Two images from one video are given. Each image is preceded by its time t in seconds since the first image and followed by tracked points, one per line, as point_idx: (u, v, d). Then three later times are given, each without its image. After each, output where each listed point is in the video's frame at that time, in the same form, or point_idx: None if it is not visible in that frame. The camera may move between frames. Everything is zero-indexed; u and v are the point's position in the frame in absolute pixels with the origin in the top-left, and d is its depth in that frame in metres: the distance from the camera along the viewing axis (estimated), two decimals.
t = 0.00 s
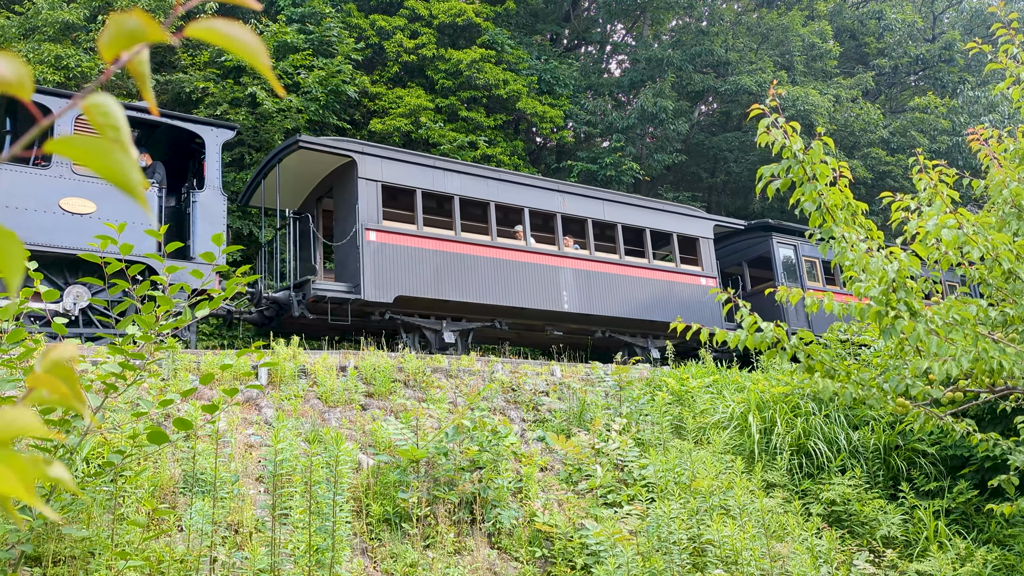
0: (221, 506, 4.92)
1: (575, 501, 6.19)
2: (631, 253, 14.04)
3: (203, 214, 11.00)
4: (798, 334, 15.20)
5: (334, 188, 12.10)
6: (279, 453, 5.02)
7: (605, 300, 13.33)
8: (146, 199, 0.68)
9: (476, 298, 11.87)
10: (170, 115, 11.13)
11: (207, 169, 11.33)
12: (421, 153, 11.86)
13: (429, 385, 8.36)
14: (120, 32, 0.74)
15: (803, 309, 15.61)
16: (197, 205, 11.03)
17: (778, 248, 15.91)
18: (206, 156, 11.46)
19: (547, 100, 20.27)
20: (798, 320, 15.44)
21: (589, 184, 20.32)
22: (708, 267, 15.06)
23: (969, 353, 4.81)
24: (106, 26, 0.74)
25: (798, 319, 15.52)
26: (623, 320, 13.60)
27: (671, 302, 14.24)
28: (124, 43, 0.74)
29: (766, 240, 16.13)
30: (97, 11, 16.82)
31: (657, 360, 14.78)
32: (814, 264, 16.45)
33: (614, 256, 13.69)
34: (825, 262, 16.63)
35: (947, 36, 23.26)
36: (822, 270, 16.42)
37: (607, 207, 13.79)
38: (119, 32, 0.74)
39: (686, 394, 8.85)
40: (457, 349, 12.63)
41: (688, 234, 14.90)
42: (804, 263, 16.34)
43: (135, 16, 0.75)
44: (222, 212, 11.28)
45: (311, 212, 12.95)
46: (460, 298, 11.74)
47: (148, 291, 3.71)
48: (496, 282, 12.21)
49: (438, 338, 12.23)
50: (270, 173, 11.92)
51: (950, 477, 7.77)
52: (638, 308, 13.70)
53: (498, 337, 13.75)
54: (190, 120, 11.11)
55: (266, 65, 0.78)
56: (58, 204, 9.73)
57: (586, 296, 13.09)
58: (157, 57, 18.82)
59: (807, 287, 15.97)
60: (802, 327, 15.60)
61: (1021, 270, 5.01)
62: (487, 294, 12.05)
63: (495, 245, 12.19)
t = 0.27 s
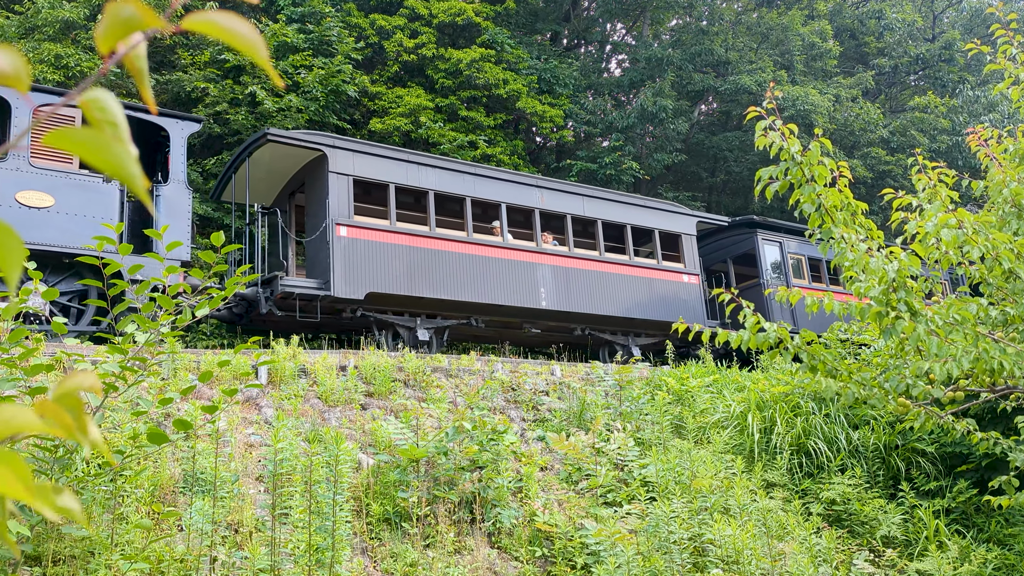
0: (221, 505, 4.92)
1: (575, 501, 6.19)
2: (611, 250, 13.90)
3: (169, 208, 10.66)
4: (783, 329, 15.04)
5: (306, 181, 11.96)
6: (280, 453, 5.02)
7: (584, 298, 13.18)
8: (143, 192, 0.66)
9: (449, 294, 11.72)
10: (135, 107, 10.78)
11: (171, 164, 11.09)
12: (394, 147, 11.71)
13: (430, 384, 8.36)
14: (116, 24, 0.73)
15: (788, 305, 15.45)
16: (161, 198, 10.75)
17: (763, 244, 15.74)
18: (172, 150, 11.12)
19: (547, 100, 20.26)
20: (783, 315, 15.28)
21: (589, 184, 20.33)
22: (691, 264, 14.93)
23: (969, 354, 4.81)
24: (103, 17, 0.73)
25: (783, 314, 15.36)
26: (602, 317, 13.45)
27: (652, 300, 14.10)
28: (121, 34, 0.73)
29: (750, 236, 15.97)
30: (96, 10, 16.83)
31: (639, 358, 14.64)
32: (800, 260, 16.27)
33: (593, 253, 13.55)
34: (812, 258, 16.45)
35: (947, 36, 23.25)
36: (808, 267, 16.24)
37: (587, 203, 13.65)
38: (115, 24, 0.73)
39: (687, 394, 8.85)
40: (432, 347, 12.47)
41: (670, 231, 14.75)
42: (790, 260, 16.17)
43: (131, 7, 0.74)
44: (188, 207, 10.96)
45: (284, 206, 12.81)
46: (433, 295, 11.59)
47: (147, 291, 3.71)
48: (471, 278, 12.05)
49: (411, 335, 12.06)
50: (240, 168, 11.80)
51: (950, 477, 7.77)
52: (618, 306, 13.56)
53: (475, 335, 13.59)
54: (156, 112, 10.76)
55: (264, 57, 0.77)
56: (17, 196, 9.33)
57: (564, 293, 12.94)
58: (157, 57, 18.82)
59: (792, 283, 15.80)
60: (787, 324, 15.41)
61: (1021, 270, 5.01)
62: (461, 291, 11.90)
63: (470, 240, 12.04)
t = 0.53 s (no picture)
0: (221, 506, 4.92)
1: (575, 501, 6.18)
2: (590, 247, 13.79)
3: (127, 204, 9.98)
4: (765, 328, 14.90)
5: (276, 176, 11.80)
6: (279, 454, 5.01)
7: (562, 295, 13.09)
8: (138, 190, 0.65)
9: (422, 292, 11.61)
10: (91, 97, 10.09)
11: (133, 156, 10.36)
12: (366, 142, 11.56)
13: (430, 384, 8.36)
14: (112, 19, 0.72)
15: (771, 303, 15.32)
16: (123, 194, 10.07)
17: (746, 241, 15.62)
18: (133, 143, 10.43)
19: (547, 100, 20.25)
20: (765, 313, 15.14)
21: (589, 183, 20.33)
22: (673, 261, 14.84)
23: (969, 355, 4.80)
24: (98, 11, 0.72)
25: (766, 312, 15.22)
26: (580, 315, 13.36)
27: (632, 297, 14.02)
28: (115, 30, 0.71)
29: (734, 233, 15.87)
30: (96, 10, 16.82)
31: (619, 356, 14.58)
32: (784, 258, 16.13)
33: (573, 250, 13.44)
34: (797, 256, 16.30)
35: (947, 36, 23.25)
36: (792, 264, 16.10)
37: (566, 199, 13.53)
38: (111, 19, 0.72)
39: (687, 393, 8.85)
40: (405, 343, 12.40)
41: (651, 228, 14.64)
42: (774, 257, 16.02)
43: (127, 1, 0.73)
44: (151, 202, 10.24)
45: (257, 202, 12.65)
46: (405, 292, 11.49)
47: (147, 292, 3.69)
48: (444, 274, 11.95)
49: (383, 332, 12.02)
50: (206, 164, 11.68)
51: (950, 477, 7.77)
52: (597, 303, 13.47)
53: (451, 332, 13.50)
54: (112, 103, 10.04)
55: (262, 52, 0.76)
56: None
57: (541, 290, 12.84)
58: (157, 56, 18.81)
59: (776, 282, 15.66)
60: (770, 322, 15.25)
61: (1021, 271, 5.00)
62: (433, 288, 11.78)
63: (444, 237, 11.93)
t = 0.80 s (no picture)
0: (221, 505, 4.92)
1: (575, 500, 6.18)
2: (569, 243, 13.58)
3: (89, 197, 9.64)
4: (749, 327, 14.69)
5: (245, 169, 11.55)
6: (279, 453, 5.01)
7: (540, 292, 12.90)
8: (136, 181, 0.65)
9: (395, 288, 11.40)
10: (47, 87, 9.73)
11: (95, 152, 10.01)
12: (338, 135, 11.31)
13: (430, 384, 8.37)
14: (111, 8, 0.71)
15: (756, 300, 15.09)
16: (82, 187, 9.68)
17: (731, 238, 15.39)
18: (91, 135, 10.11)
19: (547, 99, 20.23)
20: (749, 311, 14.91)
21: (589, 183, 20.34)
22: (654, 258, 14.66)
23: (969, 356, 4.79)
24: (96, 3, 0.72)
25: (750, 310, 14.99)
26: (559, 312, 13.18)
27: (612, 294, 13.83)
28: (114, 20, 0.71)
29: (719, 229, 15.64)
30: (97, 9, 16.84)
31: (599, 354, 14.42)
32: (769, 254, 15.89)
33: (551, 246, 13.24)
34: (783, 253, 16.08)
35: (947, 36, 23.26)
36: (777, 261, 15.88)
37: (545, 195, 13.32)
38: (110, 8, 0.72)
39: (687, 393, 8.85)
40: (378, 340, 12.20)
41: (632, 224, 14.44)
42: (760, 253, 15.79)
43: None
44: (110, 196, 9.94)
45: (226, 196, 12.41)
46: (377, 288, 11.27)
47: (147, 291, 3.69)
48: (418, 271, 11.75)
49: (355, 329, 11.82)
50: (174, 159, 11.39)
51: (950, 476, 7.78)
52: (576, 300, 13.29)
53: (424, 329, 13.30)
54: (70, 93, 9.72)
55: (262, 41, 0.76)
56: None
57: (518, 287, 12.65)
58: (157, 56, 18.80)
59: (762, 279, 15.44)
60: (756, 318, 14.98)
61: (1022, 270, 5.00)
62: (406, 285, 11.59)
63: (418, 233, 11.72)
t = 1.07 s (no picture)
0: (221, 505, 4.93)
1: (575, 500, 6.19)
2: (547, 240, 13.34)
3: (46, 190, 9.42)
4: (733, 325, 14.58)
5: (214, 164, 11.36)
6: (279, 454, 5.02)
7: (517, 290, 12.64)
8: (140, 179, 0.65)
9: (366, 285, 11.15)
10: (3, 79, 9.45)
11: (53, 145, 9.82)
12: (307, 129, 11.12)
13: (430, 384, 8.38)
14: (117, 6, 0.71)
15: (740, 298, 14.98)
16: (40, 181, 9.51)
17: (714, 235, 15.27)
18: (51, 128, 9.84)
19: (548, 100, 20.22)
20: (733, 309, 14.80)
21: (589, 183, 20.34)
22: (635, 255, 14.41)
23: (968, 358, 4.79)
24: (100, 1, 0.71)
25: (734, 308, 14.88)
26: (537, 310, 12.92)
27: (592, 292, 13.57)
28: (119, 17, 0.71)
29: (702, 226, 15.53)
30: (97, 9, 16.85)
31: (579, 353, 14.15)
32: (754, 251, 15.76)
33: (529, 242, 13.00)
34: (768, 250, 15.93)
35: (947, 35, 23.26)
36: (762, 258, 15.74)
37: (522, 190, 13.11)
38: (116, 6, 0.71)
39: (687, 393, 8.86)
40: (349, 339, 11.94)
41: (613, 220, 14.21)
42: (744, 251, 15.64)
43: None
44: (71, 190, 9.70)
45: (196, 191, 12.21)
46: (348, 284, 11.01)
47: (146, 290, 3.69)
48: (390, 267, 11.50)
49: (325, 327, 11.58)
50: (141, 154, 11.15)
51: (950, 476, 7.78)
52: (554, 298, 13.03)
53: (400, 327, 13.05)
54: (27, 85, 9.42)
55: (266, 40, 0.76)
56: None
57: (494, 284, 12.39)
58: (157, 56, 18.81)
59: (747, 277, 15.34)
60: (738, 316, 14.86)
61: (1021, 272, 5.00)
62: (378, 282, 11.35)
63: (391, 228, 11.48)
